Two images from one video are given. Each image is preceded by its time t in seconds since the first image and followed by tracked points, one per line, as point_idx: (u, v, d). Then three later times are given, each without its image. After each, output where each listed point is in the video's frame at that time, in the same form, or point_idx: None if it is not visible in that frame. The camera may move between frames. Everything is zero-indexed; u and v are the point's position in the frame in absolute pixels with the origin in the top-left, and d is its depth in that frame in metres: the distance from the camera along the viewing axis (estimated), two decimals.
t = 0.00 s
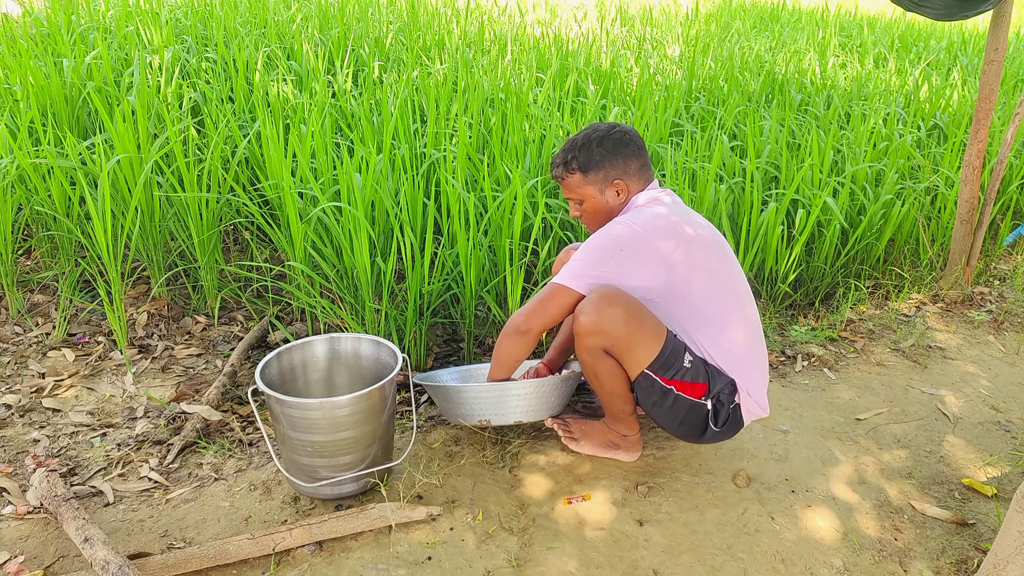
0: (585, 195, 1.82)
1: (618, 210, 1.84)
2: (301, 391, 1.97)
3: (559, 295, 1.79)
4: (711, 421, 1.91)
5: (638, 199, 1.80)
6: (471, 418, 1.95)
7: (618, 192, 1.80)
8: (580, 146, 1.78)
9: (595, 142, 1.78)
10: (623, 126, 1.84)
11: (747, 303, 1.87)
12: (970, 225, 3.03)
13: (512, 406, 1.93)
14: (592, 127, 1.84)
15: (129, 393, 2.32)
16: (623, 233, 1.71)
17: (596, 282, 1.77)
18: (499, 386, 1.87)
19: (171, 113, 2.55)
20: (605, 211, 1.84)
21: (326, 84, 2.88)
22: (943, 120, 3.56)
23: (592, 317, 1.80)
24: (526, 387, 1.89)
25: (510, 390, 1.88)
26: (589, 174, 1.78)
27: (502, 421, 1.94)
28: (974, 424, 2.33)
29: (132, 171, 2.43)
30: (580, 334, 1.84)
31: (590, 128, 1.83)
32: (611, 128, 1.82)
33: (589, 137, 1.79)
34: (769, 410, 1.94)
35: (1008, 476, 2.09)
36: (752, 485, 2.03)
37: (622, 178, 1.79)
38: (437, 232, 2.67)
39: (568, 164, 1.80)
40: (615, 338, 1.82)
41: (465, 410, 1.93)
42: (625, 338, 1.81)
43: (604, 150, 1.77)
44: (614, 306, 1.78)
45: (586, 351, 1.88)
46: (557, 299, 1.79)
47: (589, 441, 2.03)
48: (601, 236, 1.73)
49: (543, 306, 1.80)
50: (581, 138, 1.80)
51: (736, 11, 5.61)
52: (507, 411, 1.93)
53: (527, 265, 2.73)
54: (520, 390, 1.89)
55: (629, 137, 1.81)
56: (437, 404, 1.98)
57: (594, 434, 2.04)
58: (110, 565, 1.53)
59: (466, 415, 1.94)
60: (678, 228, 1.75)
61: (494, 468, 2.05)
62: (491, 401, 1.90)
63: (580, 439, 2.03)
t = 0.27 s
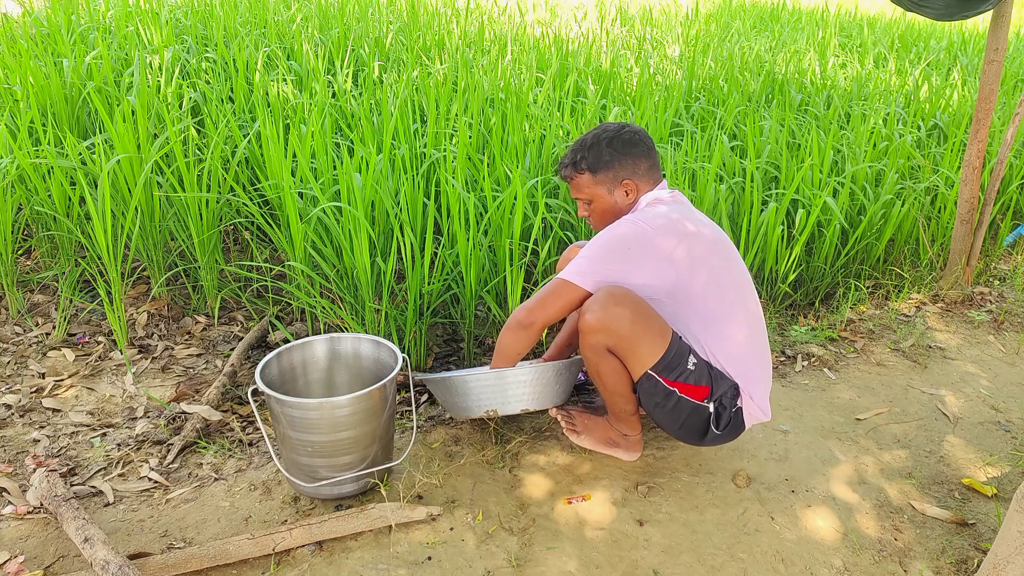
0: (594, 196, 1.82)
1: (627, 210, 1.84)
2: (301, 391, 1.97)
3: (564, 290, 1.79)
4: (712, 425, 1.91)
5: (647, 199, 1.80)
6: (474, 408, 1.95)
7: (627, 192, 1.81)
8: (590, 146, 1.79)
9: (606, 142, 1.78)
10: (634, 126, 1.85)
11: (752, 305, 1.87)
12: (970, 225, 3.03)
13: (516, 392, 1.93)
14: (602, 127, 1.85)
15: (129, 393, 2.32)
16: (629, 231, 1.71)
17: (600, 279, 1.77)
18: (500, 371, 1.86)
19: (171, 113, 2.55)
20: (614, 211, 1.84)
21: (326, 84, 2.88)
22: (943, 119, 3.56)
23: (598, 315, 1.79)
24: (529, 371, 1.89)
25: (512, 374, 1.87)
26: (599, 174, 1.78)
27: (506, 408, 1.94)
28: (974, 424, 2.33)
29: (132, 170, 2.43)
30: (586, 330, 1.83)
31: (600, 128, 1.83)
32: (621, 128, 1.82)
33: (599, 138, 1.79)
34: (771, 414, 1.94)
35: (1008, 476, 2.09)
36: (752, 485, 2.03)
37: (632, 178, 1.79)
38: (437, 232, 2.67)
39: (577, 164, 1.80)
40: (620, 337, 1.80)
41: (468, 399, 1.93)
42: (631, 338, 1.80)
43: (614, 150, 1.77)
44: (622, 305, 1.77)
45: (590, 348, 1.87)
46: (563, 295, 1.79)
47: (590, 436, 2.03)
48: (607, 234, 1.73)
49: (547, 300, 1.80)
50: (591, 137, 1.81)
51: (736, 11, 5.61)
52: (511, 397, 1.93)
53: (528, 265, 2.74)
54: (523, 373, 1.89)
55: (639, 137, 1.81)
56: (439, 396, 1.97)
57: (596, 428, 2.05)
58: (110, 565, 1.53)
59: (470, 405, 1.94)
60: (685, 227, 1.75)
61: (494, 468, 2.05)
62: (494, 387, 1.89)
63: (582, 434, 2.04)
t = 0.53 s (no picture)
0: (609, 186, 1.84)
1: (640, 203, 1.85)
2: (301, 391, 1.97)
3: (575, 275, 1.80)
4: (712, 418, 1.91)
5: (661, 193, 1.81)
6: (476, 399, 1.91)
7: (641, 185, 1.82)
8: (608, 137, 1.80)
9: (624, 135, 1.79)
10: (652, 121, 1.86)
11: (758, 302, 1.87)
12: (970, 225, 3.03)
13: (518, 381, 1.89)
14: (621, 120, 1.86)
15: (129, 393, 2.32)
16: (640, 224, 1.73)
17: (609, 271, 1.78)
18: (501, 360, 1.82)
19: (171, 113, 2.55)
20: (626, 202, 1.86)
21: (326, 84, 2.88)
22: (944, 119, 3.55)
23: (603, 300, 1.78)
24: (531, 360, 1.85)
25: (514, 363, 1.83)
26: (614, 165, 1.80)
27: (509, 398, 1.91)
28: (974, 424, 2.33)
29: (132, 170, 2.43)
30: (588, 314, 1.82)
31: (619, 121, 1.84)
32: (640, 122, 1.83)
33: (617, 130, 1.80)
34: (774, 412, 1.93)
35: (1008, 476, 2.09)
36: (752, 485, 2.03)
37: (647, 172, 1.80)
38: (437, 232, 2.67)
39: (594, 154, 1.82)
40: (623, 322, 1.80)
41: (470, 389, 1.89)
42: (634, 324, 1.80)
43: (631, 143, 1.78)
44: (626, 291, 1.76)
45: (593, 334, 1.87)
46: (573, 282, 1.81)
47: (589, 431, 2.05)
48: (618, 226, 1.75)
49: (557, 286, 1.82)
50: (609, 129, 1.82)
51: (736, 11, 5.61)
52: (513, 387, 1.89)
53: (528, 265, 2.74)
54: (525, 362, 1.85)
55: (657, 133, 1.82)
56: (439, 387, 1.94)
57: (596, 425, 2.06)
58: (110, 565, 1.53)
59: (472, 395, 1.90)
60: (694, 222, 1.76)
61: (494, 468, 2.05)
62: (496, 376, 1.85)
63: (581, 427, 2.06)
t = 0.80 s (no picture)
0: (610, 178, 1.84)
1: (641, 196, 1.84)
2: (301, 391, 1.97)
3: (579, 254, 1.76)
4: (721, 411, 1.91)
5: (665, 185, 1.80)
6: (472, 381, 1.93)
7: (642, 179, 1.81)
8: (612, 129, 1.80)
9: (627, 128, 1.79)
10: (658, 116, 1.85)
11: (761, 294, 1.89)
12: (970, 225, 3.03)
13: (512, 362, 1.92)
14: (628, 114, 1.85)
15: (129, 393, 2.32)
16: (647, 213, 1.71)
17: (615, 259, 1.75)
18: (495, 338, 1.86)
19: (171, 114, 2.55)
20: (627, 195, 1.85)
21: (326, 84, 2.88)
22: (943, 119, 3.55)
23: (614, 297, 1.82)
24: (524, 339, 1.88)
25: (508, 341, 1.87)
26: (616, 158, 1.80)
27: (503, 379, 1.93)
28: (974, 424, 2.33)
29: (132, 171, 2.43)
30: (599, 309, 1.85)
31: (625, 115, 1.84)
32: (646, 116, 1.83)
33: (622, 123, 1.80)
34: (775, 402, 1.96)
35: (1008, 476, 2.09)
36: (752, 485, 2.03)
37: (649, 165, 1.80)
38: (437, 232, 2.67)
39: (598, 146, 1.82)
40: (636, 319, 1.81)
41: (466, 371, 1.91)
42: (647, 319, 1.81)
43: (634, 136, 1.78)
44: (638, 288, 1.80)
45: (603, 329, 1.87)
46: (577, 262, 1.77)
47: (582, 421, 2.06)
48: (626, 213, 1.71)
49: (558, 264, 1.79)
50: (615, 122, 1.82)
51: (736, 11, 5.61)
52: (508, 368, 1.92)
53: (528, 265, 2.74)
54: (519, 341, 1.88)
55: (663, 127, 1.82)
56: (434, 371, 1.96)
57: (590, 417, 2.07)
58: (110, 565, 1.53)
59: (469, 377, 1.92)
60: (701, 212, 1.76)
61: (494, 468, 2.05)
62: (490, 356, 1.88)
63: (575, 416, 2.06)
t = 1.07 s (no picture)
0: (610, 177, 1.85)
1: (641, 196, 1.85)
2: (301, 391, 1.97)
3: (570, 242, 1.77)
4: (714, 411, 1.91)
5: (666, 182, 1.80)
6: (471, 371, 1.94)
7: (641, 179, 1.82)
8: (612, 129, 1.81)
9: (626, 127, 1.79)
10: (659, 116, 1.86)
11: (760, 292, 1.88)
12: (970, 225, 3.03)
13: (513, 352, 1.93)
14: (629, 114, 1.86)
15: (129, 393, 2.32)
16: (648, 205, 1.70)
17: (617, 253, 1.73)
18: (497, 325, 1.88)
19: (171, 114, 2.55)
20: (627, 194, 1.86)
21: (326, 84, 2.88)
22: (944, 119, 3.55)
23: (606, 294, 1.85)
24: (526, 327, 1.91)
25: (510, 329, 1.89)
26: (616, 157, 1.80)
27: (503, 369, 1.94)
28: (974, 424, 2.33)
29: (132, 171, 2.43)
30: (592, 306, 1.88)
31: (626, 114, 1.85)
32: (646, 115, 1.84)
33: (622, 123, 1.81)
34: (771, 404, 1.93)
35: (1008, 476, 2.09)
36: (752, 485, 2.03)
37: (647, 165, 1.80)
38: (437, 232, 2.67)
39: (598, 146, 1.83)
40: (625, 314, 1.84)
41: (465, 361, 1.93)
42: (638, 315, 1.83)
43: (633, 136, 1.78)
44: (629, 287, 1.83)
45: (595, 325, 1.90)
46: (567, 250, 1.78)
47: (577, 418, 2.06)
48: (626, 206, 1.71)
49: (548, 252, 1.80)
50: (615, 121, 1.83)
51: (736, 11, 5.61)
52: (509, 357, 1.93)
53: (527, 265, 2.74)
54: (520, 329, 1.90)
55: (664, 126, 1.82)
56: (432, 363, 1.98)
57: (585, 413, 2.08)
58: (110, 565, 1.53)
59: (468, 368, 1.93)
60: (701, 208, 1.76)
61: (494, 468, 2.05)
62: (491, 344, 1.90)
63: (570, 412, 2.07)
